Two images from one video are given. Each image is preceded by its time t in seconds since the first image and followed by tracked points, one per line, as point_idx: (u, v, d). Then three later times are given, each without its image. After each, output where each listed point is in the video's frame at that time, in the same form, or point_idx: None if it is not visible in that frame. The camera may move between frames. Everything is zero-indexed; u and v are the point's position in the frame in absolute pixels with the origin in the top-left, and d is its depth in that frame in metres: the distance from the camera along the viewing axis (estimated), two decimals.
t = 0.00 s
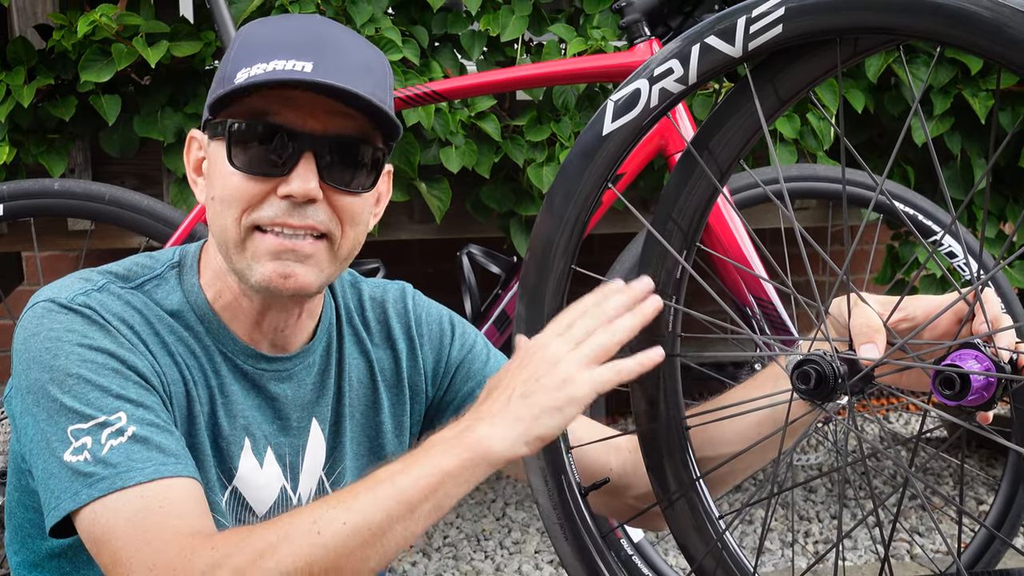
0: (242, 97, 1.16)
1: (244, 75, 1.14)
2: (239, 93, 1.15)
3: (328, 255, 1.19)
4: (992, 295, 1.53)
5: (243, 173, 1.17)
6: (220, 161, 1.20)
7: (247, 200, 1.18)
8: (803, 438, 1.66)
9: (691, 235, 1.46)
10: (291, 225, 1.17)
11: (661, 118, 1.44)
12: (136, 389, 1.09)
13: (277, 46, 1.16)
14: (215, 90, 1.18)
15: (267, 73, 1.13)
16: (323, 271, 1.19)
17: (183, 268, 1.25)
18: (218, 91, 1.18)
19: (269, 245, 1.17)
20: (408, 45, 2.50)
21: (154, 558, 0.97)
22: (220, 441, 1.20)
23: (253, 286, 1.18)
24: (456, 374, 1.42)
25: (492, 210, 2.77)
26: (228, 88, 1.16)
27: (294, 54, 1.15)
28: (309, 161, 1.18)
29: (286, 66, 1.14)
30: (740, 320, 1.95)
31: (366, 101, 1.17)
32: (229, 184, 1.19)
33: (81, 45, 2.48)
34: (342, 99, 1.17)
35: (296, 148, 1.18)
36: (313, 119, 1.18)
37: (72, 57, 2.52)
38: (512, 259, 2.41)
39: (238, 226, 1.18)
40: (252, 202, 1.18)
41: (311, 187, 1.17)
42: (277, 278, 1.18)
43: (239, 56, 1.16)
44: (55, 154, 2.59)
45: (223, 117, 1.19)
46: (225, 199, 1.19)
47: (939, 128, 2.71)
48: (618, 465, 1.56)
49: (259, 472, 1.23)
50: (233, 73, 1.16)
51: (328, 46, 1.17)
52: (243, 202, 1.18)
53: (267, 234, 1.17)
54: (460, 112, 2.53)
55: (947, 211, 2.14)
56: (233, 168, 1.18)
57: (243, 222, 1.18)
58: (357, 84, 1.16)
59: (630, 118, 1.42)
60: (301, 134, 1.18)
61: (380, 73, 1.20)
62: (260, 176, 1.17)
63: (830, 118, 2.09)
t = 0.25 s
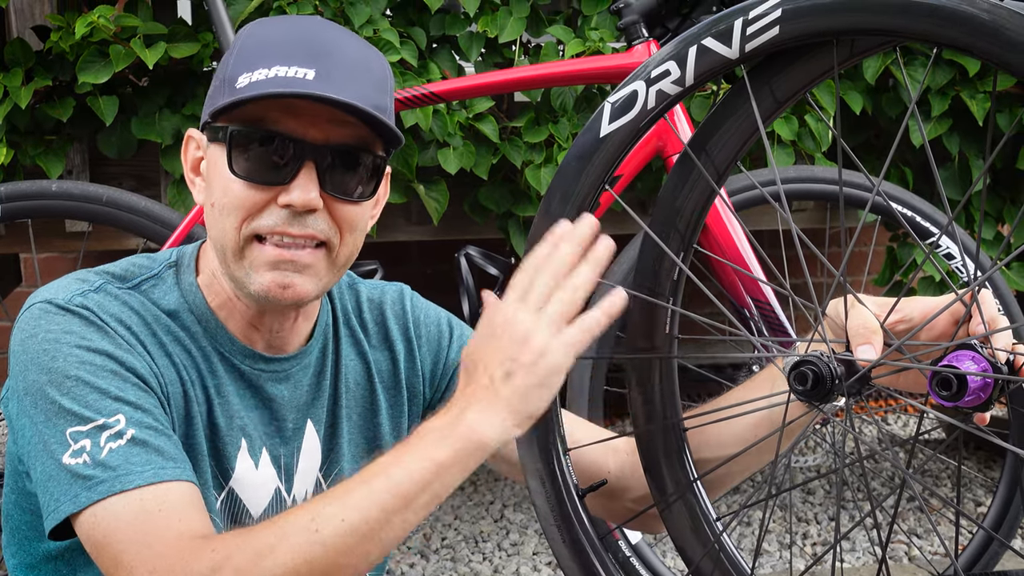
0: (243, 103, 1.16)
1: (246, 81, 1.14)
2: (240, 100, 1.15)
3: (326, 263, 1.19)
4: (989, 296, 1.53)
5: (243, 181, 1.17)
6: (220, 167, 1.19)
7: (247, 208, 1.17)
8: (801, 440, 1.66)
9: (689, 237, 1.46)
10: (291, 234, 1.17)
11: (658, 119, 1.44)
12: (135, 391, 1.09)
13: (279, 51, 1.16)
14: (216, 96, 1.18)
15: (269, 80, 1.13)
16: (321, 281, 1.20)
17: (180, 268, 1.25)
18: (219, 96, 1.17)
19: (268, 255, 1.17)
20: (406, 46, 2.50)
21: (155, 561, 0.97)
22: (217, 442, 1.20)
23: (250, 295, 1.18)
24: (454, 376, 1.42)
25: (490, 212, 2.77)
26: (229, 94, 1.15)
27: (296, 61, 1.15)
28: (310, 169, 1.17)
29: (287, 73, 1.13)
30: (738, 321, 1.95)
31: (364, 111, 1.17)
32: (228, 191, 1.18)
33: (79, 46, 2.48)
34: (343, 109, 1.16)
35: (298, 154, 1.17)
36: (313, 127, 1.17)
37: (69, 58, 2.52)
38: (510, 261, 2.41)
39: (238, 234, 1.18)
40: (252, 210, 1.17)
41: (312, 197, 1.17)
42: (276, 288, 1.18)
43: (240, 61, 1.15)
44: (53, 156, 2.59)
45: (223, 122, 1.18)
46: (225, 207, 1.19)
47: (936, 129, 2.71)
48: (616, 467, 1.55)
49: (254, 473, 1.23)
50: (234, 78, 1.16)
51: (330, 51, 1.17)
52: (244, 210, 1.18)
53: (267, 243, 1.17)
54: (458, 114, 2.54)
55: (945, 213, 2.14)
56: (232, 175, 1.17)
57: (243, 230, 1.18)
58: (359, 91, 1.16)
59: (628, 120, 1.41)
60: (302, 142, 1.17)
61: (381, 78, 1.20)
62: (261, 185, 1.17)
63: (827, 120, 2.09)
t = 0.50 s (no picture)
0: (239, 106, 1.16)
1: (241, 83, 1.14)
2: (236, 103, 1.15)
3: (325, 264, 1.20)
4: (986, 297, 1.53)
5: (241, 185, 1.17)
6: (217, 170, 1.19)
7: (247, 213, 1.18)
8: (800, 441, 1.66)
9: (687, 239, 1.46)
10: (291, 237, 1.17)
11: (655, 121, 1.44)
12: (131, 396, 1.09)
13: (275, 52, 1.16)
14: (212, 98, 1.18)
15: (265, 83, 1.13)
16: (321, 282, 1.20)
17: (177, 272, 1.25)
18: (215, 99, 1.17)
19: (271, 255, 1.17)
20: (404, 48, 2.50)
21: (148, 566, 0.98)
22: (213, 446, 1.20)
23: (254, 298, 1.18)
24: (451, 378, 1.42)
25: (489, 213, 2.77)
26: (225, 97, 1.15)
27: (292, 63, 1.15)
28: (309, 170, 1.18)
29: (283, 75, 1.13)
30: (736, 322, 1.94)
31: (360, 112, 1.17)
32: (227, 195, 1.18)
33: (77, 48, 2.48)
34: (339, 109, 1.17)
35: (296, 156, 1.17)
36: (311, 129, 1.18)
37: (68, 60, 2.52)
38: (508, 262, 2.41)
39: (240, 238, 1.18)
40: (253, 213, 1.17)
41: (311, 200, 1.17)
42: (277, 289, 1.18)
43: (236, 64, 1.15)
44: (52, 157, 2.59)
45: (220, 125, 1.18)
46: (225, 211, 1.19)
47: (935, 131, 2.72)
48: (615, 469, 1.55)
49: (253, 477, 1.23)
50: (229, 81, 1.16)
51: (326, 52, 1.16)
52: (245, 214, 1.18)
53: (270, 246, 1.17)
54: (457, 115, 2.54)
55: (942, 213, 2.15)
56: (231, 178, 1.17)
57: (244, 234, 1.18)
58: (355, 92, 1.16)
59: (624, 122, 1.41)
60: (300, 144, 1.17)
61: (377, 79, 1.19)
62: (260, 188, 1.17)
63: (826, 122, 2.09)
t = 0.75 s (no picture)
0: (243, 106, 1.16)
1: (246, 84, 1.14)
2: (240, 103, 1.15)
3: (325, 267, 1.18)
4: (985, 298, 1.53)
5: (245, 186, 1.16)
6: (221, 172, 1.18)
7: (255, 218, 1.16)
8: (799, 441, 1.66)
9: (686, 239, 1.46)
10: (299, 245, 1.16)
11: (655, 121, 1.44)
12: (133, 398, 1.09)
13: (278, 53, 1.16)
14: (215, 99, 1.18)
15: (269, 83, 1.13)
16: (323, 284, 1.19)
17: (178, 273, 1.25)
18: (219, 99, 1.17)
19: (280, 259, 1.16)
20: (404, 48, 2.50)
21: (152, 569, 0.98)
22: (214, 447, 1.20)
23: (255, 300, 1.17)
24: (451, 379, 1.42)
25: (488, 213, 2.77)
26: (229, 97, 1.15)
27: (297, 63, 1.15)
28: (312, 172, 1.17)
29: (288, 75, 1.14)
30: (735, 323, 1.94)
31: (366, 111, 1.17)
32: (234, 198, 1.18)
33: (77, 47, 2.48)
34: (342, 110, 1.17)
35: (298, 156, 1.17)
36: (314, 130, 1.18)
37: (68, 59, 2.52)
38: (507, 262, 2.41)
39: (251, 242, 1.16)
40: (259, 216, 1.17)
41: (314, 201, 1.16)
42: (282, 292, 1.17)
43: (240, 63, 1.16)
44: (51, 157, 2.59)
45: (223, 126, 1.18)
46: (233, 214, 1.18)
47: (934, 132, 2.72)
48: (612, 469, 1.57)
49: (254, 478, 1.23)
50: (233, 81, 1.16)
51: (330, 52, 1.17)
52: (253, 219, 1.17)
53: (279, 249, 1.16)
54: (456, 115, 2.54)
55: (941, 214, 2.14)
56: (236, 180, 1.17)
57: (253, 239, 1.16)
58: (359, 93, 1.17)
59: (624, 123, 1.42)
60: (303, 145, 1.17)
61: (380, 79, 1.20)
62: (265, 190, 1.16)
63: (825, 122, 2.09)
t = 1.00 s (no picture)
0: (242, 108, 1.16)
1: (244, 85, 1.14)
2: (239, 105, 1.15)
3: (327, 268, 1.19)
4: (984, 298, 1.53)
5: (243, 187, 1.16)
6: (218, 172, 1.19)
7: (250, 216, 1.17)
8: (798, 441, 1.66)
9: (685, 239, 1.46)
10: (293, 242, 1.17)
11: (653, 121, 1.44)
12: (133, 397, 1.09)
13: (279, 55, 1.16)
14: (214, 100, 1.17)
15: (269, 85, 1.13)
16: (322, 286, 1.19)
17: (177, 272, 1.25)
18: (218, 101, 1.17)
19: (277, 260, 1.16)
20: (404, 47, 2.50)
21: (153, 569, 0.98)
22: (213, 446, 1.20)
23: (252, 299, 1.18)
24: (450, 378, 1.42)
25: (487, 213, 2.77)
26: (228, 99, 1.15)
27: (296, 65, 1.15)
28: (310, 174, 1.17)
29: (287, 78, 1.13)
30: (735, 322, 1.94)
31: (362, 116, 1.16)
32: (230, 197, 1.18)
33: (76, 46, 2.48)
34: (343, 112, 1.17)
35: (298, 158, 1.17)
36: (313, 132, 1.17)
37: (67, 59, 2.52)
38: (507, 262, 2.41)
39: (242, 242, 1.17)
40: (255, 219, 1.17)
41: (312, 204, 1.16)
42: (281, 293, 1.17)
43: (239, 66, 1.15)
44: (50, 156, 2.59)
45: (222, 127, 1.18)
46: (226, 213, 1.18)
47: (933, 131, 2.72)
48: (612, 470, 1.55)
49: (253, 478, 1.23)
50: (232, 83, 1.16)
51: (330, 54, 1.16)
52: (247, 218, 1.17)
53: (275, 250, 1.17)
54: (455, 115, 2.54)
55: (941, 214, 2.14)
56: (232, 180, 1.17)
57: (247, 238, 1.17)
58: (359, 96, 1.16)
59: (622, 123, 1.42)
60: (301, 147, 1.17)
61: (380, 81, 1.19)
62: (262, 191, 1.16)
63: (825, 122, 2.10)
